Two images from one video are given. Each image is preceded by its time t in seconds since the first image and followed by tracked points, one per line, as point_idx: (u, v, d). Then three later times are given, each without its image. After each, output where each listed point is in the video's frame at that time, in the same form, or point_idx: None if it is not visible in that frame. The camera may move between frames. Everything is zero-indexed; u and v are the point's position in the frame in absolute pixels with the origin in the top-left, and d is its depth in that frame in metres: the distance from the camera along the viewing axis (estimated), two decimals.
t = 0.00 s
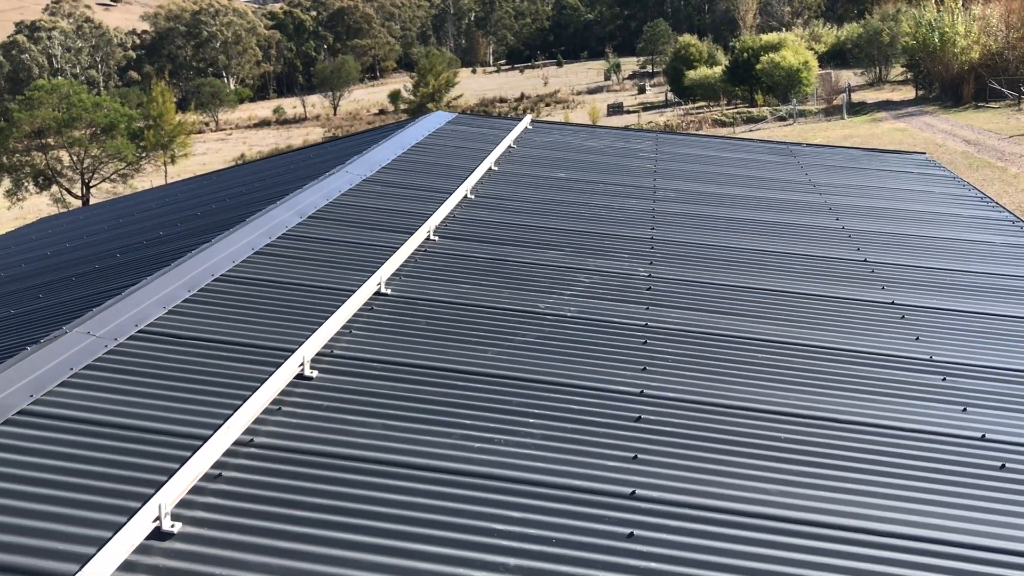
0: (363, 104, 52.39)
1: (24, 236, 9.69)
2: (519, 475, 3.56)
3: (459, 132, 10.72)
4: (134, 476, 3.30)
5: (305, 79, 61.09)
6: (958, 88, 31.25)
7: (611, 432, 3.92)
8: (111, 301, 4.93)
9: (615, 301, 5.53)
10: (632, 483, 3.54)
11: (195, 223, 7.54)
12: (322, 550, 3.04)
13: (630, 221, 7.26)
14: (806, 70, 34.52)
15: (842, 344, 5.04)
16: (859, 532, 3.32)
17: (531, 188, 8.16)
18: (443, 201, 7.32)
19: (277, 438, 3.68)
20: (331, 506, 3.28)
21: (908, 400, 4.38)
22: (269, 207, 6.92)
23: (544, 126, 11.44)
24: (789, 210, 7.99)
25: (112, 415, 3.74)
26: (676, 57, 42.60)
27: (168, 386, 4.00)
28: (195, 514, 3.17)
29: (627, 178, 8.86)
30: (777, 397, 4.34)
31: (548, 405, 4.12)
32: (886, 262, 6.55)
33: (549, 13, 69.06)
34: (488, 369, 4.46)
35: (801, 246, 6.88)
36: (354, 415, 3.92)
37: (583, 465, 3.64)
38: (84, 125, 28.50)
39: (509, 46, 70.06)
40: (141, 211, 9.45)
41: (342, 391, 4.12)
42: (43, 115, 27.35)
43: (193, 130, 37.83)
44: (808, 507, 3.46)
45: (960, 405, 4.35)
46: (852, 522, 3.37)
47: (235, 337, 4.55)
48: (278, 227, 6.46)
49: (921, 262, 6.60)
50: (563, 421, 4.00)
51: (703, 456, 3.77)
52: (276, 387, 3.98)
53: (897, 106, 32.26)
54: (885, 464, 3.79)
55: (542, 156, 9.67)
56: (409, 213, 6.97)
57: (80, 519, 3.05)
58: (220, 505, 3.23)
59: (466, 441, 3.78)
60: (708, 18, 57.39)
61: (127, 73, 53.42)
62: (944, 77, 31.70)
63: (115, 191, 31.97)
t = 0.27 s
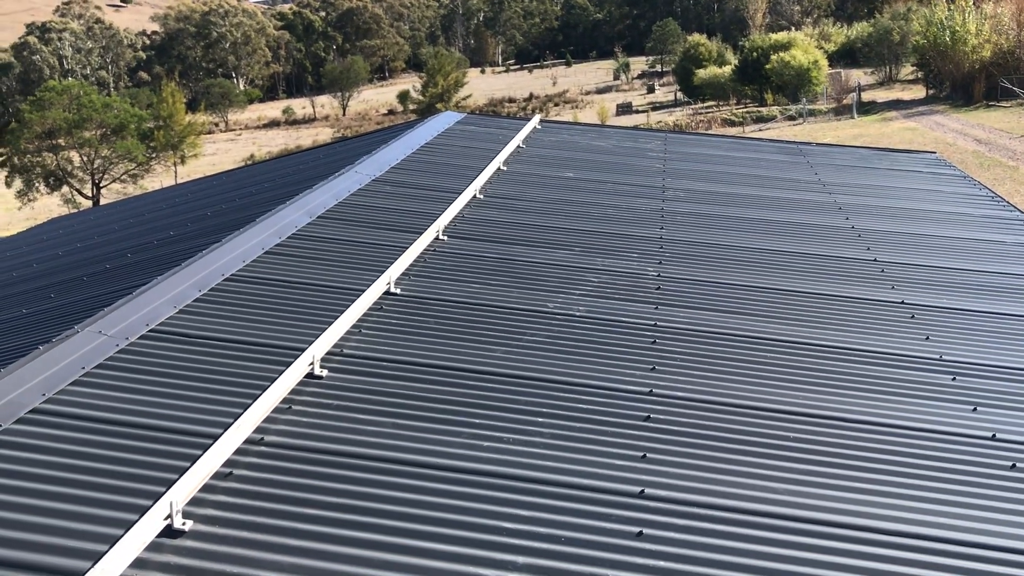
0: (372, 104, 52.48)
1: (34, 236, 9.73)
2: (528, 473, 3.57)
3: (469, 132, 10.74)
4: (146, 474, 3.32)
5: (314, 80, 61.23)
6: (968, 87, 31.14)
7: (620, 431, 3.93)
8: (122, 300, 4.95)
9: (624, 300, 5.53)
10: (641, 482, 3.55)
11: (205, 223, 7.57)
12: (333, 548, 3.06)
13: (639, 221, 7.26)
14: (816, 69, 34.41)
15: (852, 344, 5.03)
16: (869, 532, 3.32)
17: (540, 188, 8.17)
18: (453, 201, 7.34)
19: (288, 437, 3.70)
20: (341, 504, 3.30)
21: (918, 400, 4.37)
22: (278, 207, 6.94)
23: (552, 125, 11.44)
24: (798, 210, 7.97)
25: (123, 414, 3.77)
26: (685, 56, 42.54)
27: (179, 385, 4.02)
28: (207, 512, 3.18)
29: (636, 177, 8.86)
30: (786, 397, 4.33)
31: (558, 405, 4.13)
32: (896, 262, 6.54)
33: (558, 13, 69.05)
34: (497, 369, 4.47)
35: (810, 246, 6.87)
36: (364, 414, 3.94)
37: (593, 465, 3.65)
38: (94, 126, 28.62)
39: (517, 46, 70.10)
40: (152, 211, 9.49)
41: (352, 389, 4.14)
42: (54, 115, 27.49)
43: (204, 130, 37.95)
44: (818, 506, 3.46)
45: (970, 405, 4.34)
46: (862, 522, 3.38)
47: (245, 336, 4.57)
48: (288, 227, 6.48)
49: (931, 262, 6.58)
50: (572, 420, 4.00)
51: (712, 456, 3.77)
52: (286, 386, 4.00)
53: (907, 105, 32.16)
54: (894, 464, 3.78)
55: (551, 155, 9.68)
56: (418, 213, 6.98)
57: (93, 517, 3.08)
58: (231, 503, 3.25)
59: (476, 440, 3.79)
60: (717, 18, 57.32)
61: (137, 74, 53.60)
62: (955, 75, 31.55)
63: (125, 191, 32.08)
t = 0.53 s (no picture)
0: (380, 103, 52.55)
1: (44, 233, 9.77)
2: (534, 471, 3.58)
3: (476, 132, 10.75)
4: (153, 469, 3.34)
5: (323, 78, 61.33)
6: (978, 89, 31.03)
7: (625, 430, 3.94)
8: (131, 297, 4.98)
9: (630, 300, 5.54)
10: (646, 481, 3.56)
11: (214, 220, 7.59)
12: (339, 543, 3.07)
13: (646, 221, 7.26)
14: (825, 70, 34.34)
15: (858, 345, 5.03)
16: (872, 532, 3.33)
17: (548, 188, 8.18)
18: (460, 200, 7.35)
19: (295, 434, 3.72)
20: (347, 500, 3.32)
21: (924, 401, 4.37)
22: (286, 205, 6.96)
23: (560, 125, 11.45)
24: (806, 211, 7.97)
25: (131, 408, 3.79)
26: (694, 57, 42.50)
27: (187, 381, 4.04)
28: (214, 507, 3.20)
29: (644, 177, 8.86)
30: (792, 397, 4.33)
31: (564, 404, 4.14)
32: (903, 263, 6.53)
33: (566, 13, 69.01)
34: (504, 367, 4.48)
35: (818, 247, 6.87)
36: (370, 411, 3.95)
37: (598, 463, 3.66)
38: (104, 123, 28.70)
39: (526, 46, 70.15)
40: (160, 209, 9.52)
41: (358, 387, 4.16)
42: (64, 113, 27.59)
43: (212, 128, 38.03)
44: (822, 507, 3.46)
45: (976, 407, 4.34)
46: (866, 522, 3.38)
47: (253, 333, 4.59)
48: (296, 225, 6.50)
49: (939, 264, 6.57)
50: (578, 419, 4.01)
51: (717, 455, 3.78)
52: (293, 382, 4.02)
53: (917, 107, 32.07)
54: (900, 465, 3.78)
55: (559, 155, 9.69)
56: (426, 212, 7.00)
57: (101, 511, 3.10)
58: (238, 498, 3.27)
59: (482, 438, 3.81)
60: (726, 18, 57.23)
61: (147, 71, 53.73)
62: (965, 77, 31.48)
63: (134, 188, 32.16)
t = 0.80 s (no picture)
0: (385, 100, 52.57)
1: (48, 227, 9.79)
2: (535, 467, 3.59)
3: (480, 129, 10.76)
4: (155, 462, 3.34)
5: (328, 75, 61.36)
6: (984, 91, 30.97)
7: (626, 428, 3.94)
8: (135, 290, 4.99)
9: (633, 298, 5.54)
10: (646, 478, 3.56)
11: (218, 215, 7.60)
12: (339, 537, 3.08)
13: (649, 220, 7.27)
14: (831, 72, 34.29)
15: (860, 345, 5.03)
16: (871, 531, 3.33)
17: (551, 186, 8.18)
18: (464, 197, 7.36)
19: (296, 428, 3.72)
20: (347, 495, 3.32)
21: (925, 401, 4.37)
22: (290, 201, 6.96)
23: (564, 123, 11.45)
24: (809, 211, 7.97)
25: (134, 402, 3.80)
26: (699, 57, 42.47)
27: (189, 375, 4.05)
28: (214, 501, 3.21)
29: (648, 176, 8.86)
30: (793, 397, 4.34)
31: (566, 401, 4.15)
32: (906, 264, 6.52)
33: (572, 11, 69.01)
34: (506, 364, 4.48)
35: (821, 247, 6.87)
36: (372, 406, 3.96)
37: (599, 461, 3.66)
38: (109, 119, 28.74)
39: (531, 45, 70.12)
40: (164, 204, 9.54)
41: (360, 382, 4.16)
42: (69, 108, 27.62)
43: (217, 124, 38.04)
44: (822, 506, 3.46)
45: (978, 408, 4.33)
46: (865, 522, 3.38)
47: (255, 327, 4.60)
48: (300, 221, 6.51)
49: (942, 265, 6.57)
50: (580, 416, 4.01)
51: (718, 454, 3.78)
52: (296, 376, 4.03)
53: (922, 109, 32.04)
54: (900, 465, 3.78)
55: (562, 153, 9.70)
56: (429, 209, 7.01)
57: (103, 503, 3.11)
58: (239, 492, 3.27)
59: (483, 434, 3.81)
60: (732, 18, 57.17)
61: (152, 67, 53.80)
62: (971, 80, 31.42)
63: (138, 184, 32.21)
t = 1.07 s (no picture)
0: (384, 96, 52.51)
1: (46, 221, 9.78)
2: (530, 463, 3.59)
3: (479, 126, 10.75)
4: (150, 455, 3.34)
5: (327, 71, 61.29)
6: (984, 90, 30.95)
7: (622, 424, 3.95)
8: (131, 284, 4.99)
9: (630, 295, 5.54)
10: (641, 474, 3.57)
11: (215, 210, 7.60)
12: (334, 531, 3.09)
13: (647, 217, 7.26)
14: (831, 70, 34.27)
15: (857, 342, 5.04)
16: (865, 527, 3.34)
17: (550, 182, 8.18)
18: (461, 193, 7.36)
19: (292, 422, 3.72)
20: (342, 489, 3.32)
21: (921, 399, 4.38)
22: (288, 196, 6.96)
23: (563, 120, 11.44)
24: (807, 209, 7.97)
25: (130, 395, 3.80)
26: (699, 55, 42.45)
27: (185, 369, 4.04)
28: (209, 495, 3.21)
29: (646, 174, 8.86)
30: (788, 394, 4.34)
31: (562, 397, 4.15)
32: (904, 262, 6.52)
33: (572, 8, 68.93)
34: (503, 360, 4.49)
35: (818, 245, 6.87)
36: (368, 401, 3.96)
37: (594, 456, 3.66)
38: (108, 113, 28.71)
39: (531, 42, 70.08)
40: (162, 198, 9.53)
41: (357, 377, 4.16)
42: (67, 102, 27.58)
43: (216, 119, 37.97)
44: (817, 502, 3.47)
45: (973, 406, 4.34)
46: (859, 518, 3.39)
47: (252, 322, 4.60)
48: (297, 216, 6.51)
49: (939, 263, 6.58)
50: (576, 412, 4.01)
51: (713, 451, 3.79)
52: (292, 371, 4.02)
53: (921, 108, 32.02)
54: (896, 462, 3.79)
55: (561, 150, 9.69)
56: (427, 205, 7.01)
57: (98, 496, 3.11)
58: (234, 486, 3.27)
59: (479, 429, 3.82)
60: (732, 16, 57.12)
61: (151, 62, 53.72)
62: (971, 79, 31.43)
63: (136, 179, 32.19)
